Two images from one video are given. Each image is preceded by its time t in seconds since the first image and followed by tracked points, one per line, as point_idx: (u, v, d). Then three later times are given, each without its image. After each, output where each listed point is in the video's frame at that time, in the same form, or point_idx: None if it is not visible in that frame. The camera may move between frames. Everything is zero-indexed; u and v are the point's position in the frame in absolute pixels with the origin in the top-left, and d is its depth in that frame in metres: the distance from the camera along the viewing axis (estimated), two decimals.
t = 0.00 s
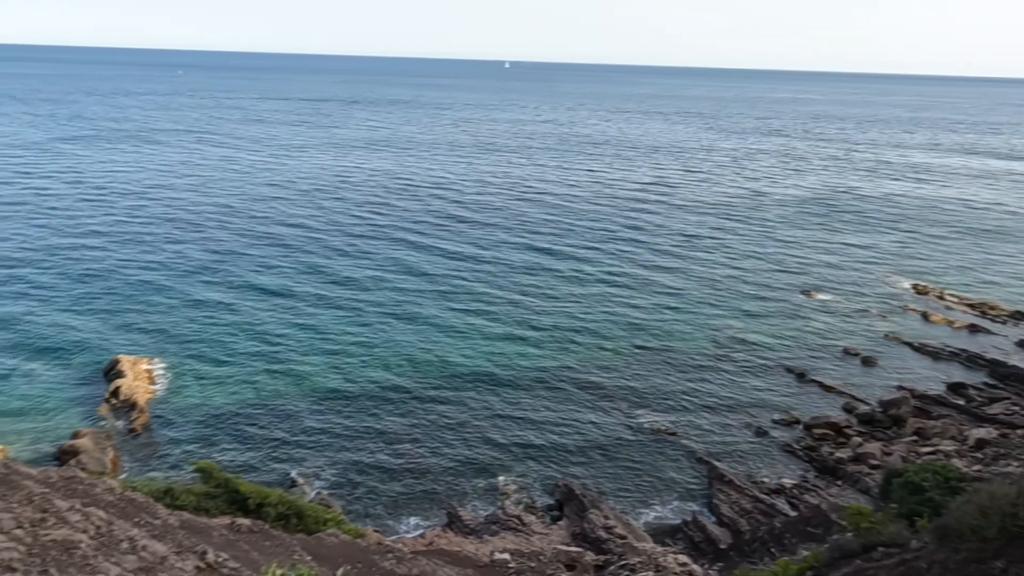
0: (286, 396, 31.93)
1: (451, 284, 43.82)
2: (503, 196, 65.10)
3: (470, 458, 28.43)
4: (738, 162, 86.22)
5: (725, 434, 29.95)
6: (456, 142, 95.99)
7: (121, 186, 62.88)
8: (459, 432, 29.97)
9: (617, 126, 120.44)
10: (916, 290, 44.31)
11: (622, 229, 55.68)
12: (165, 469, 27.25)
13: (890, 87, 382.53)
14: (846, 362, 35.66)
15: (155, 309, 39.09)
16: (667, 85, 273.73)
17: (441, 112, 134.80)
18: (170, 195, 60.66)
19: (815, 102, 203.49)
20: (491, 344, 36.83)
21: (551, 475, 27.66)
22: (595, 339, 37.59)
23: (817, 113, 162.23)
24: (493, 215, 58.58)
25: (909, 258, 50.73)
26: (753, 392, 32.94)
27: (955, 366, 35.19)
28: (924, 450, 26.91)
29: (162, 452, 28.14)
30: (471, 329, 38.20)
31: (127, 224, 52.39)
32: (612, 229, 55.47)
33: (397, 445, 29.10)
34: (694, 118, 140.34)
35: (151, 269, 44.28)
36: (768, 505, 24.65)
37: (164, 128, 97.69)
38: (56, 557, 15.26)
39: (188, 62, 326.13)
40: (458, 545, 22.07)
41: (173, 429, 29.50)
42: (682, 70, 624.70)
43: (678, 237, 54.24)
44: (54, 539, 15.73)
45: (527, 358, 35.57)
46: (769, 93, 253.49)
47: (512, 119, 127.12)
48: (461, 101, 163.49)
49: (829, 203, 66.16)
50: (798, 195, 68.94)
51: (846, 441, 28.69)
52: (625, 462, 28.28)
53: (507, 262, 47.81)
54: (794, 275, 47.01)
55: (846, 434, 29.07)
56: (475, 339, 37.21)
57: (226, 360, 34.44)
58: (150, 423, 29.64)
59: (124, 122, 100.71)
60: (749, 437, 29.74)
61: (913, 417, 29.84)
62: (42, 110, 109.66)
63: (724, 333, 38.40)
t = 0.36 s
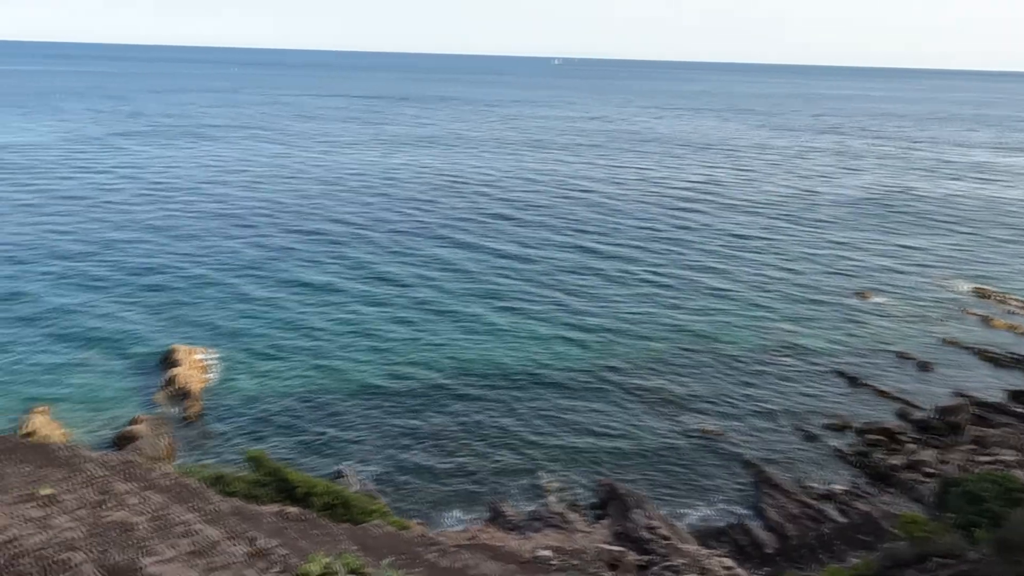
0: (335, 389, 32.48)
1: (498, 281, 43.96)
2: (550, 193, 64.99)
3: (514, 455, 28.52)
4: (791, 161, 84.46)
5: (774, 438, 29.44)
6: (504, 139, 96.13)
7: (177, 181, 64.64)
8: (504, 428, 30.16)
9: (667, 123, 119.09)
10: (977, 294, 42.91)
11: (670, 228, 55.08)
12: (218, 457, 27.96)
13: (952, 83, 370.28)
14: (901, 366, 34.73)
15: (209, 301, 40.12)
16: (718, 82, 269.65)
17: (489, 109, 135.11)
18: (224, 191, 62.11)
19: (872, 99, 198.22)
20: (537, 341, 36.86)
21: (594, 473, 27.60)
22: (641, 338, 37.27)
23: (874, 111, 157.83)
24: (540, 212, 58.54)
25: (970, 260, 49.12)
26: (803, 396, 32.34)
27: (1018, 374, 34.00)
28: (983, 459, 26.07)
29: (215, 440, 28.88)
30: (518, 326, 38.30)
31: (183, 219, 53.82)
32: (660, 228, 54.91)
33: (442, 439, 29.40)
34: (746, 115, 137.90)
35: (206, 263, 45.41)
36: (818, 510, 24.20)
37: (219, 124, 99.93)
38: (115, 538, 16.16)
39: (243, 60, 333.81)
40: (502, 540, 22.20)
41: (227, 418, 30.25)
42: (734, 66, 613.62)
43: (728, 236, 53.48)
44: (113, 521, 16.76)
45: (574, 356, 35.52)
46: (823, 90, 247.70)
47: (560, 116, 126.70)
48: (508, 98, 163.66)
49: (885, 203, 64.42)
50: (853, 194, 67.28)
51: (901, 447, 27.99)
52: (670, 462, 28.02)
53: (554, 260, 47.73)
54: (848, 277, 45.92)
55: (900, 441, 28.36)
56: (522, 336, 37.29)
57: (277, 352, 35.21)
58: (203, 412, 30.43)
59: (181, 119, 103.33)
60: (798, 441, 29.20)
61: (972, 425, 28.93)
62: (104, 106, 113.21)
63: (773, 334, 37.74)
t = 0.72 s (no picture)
0: (381, 382, 32.91)
1: (543, 279, 43.96)
2: (597, 192, 64.73)
3: (558, 453, 28.53)
4: (845, 160, 82.56)
5: (824, 443, 28.85)
6: (551, 137, 96.03)
7: (230, 177, 66.14)
8: (549, 426, 30.19)
9: (716, 121, 117.45)
10: None
11: (719, 228, 54.33)
12: (267, 446, 28.60)
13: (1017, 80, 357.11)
14: (958, 373, 33.75)
15: (259, 296, 41.02)
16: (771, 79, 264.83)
17: (537, 107, 135.11)
18: (275, 187, 63.37)
19: (932, 96, 192.31)
20: (582, 339, 36.77)
21: (638, 474, 27.44)
22: (688, 338, 36.88)
23: (934, 109, 153.20)
24: (587, 211, 58.34)
25: None
26: (854, 401, 31.63)
27: None
28: None
29: (264, 430, 29.52)
30: (563, 324, 38.30)
31: (234, 215, 55.01)
32: (708, 228, 54.21)
33: (487, 435, 29.55)
34: (799, 113, 135.19)
35: (257, 258, 46.45)
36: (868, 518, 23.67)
37: (271, 121, 101.93)
38: (172, 522, 16.11)
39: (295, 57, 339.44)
40: (544, 538, 22.26)
41: (277, 408, 30.94)
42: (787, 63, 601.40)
43: (779, 237, 52.53)
44: (170, 505, 16.73)
45: (619, 355, 35.33)
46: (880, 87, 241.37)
47: (607, 114, 126.02)
48: (556, 95, 163.39)
49: (945, 204, 62.54)
50: (910, 195, 65.48)
51: (956, 457, 27.23)
52: (716, 465, 27.69)
53: (600, 259, 47.53)
54: (904, 280, 44.71)
55: (956, 450, 27.60)
56: (567, 334, 37.24)
57: (325, 345, 35.82)
58: (253, 403, 31.13)
59: (234, 116, 105.71)
60: (849, 447, 28.57)
61: None
62: (162, 104, 116.22)
63: (824, 337, 36.97)
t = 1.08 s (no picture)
0: (410, 380, 33.12)
1: (572, 280, 43.87)
2: (627, 192, 64.42)
3: (586, 453, 28.46)
4: (882, 161, 81.20)
5: (858, 448, 28.42)
6: (581, 137, 95.77)
7: (263, 176, 66.98)
8: (577, 427, 30.13)
9: (749, 121, 116.16)
10: None
11: (751, 230, 53.76)
12: (298, 442, 28.93)
13: None
14: (998, 380, 33.05)
15: (291, 294, 41.51)
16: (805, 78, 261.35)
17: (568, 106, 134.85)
18: (306, 186, 64.04)
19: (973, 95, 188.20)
20: (612, 340, 36.66)
21: (666, 476, 27.29)
22: (719, 340, 36.57)
23: (974, 108, 149.95)
24: (617, 211, 58.12)
25: None
26: (889, 406, 31.10)
27: None
28: None
29: (295, 426, 29.86)
30: (593, 325, 38.16)
31: (267, 214, 55.67)
32: (740, 230, 53.66)
33: (515, 435, 29.56)
34: (834, 112, 133.21)
35: (289, 257, 46.99)
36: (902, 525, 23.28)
37: (304, 120, 102.95)
38: (205, 513, 16.39)
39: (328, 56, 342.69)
40: (571, 538, 22.22)
41: (307, 405, 31.27)
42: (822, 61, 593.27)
43: (813, 239, 51.84)
44: (204, 497, 17.00)
45: (649, 356, 35.17)
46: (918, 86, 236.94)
47: (639, 113, 125.33)
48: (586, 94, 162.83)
49: (985, 206, 61.22)
50: (949, 197, 64.22)
51: (995, 465, 26.67)
52: (746, 468, 27.43)
53: (630, 261, 47.34)
54: (942, 284, 43.85)
55: (995, 457, 27.02)
56: (596, 335, 37.15)
57: (355, 343, 36.12)
58: (284, 398, 31.52)
59: (267, 115, 106.94)
60: (883, 452, 28.10)
61: None
62: (197, 103, 117.95)
63: (858, 341, 36.43)
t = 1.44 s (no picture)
0: (451, 380, 33.33)
1: (615, 284, 43.66)
2: (671, 195, 63.84)
3: (627, 457, 28.30)
4: (936, 164, 79.02)
5: (908, 459, 27.71)
6: (625, 138, 95.20)
7: (310, 176, 68.07)
8: (619, 431, 29.97)
9: (798, 122, 114.13)
10: None
11: (799, 234, 52.78)
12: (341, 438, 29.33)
13: None
14: None
15: (336, 293, 42.12)
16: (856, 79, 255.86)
17: (612, 107, 134.21)
18: (352, 186, 64.89)
19: None
20: (655, 344, 36.40)
21: (708, 482, 26.99)
22: (765, 346, 36.03)
23: None
24: (661, 214, 57.64)
25: None
26: (942, 417, 30.25)
27: None
28: None
29: (339, 422, 30.29)
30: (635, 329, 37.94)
31: (313, 214, 56.56)
32: (787, 234, 52.74)
33: (556, 437, 29.54)
34: (886, 114, 130.12)
35: (335, 256, 47.68)
36: (953, 540, 22.64)
37: (350, 120, 104.28)
38: (251, 505, 16.95)
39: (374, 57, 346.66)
40: (610, 541, 22.06)
41: (350, 402, 31.69)
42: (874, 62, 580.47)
43: (864, 244, 50.66)
44: (251, 490, 17.60)
45: (692, 361, 34.79)
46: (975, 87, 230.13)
47: (684, 114, 124.17)
48: (631, 95, 161.80)
49: None
50: (1008, 202, 62.21)
51: None
52: (790, 477, 26.95)
53: (673, 264, 46.90)
54: (1000, 292, 42.50)
55: None
56: (639, 339, 36.93)
57: (398, 342, 36.50)
58: (329, 394, 32.02)
59: (314, 116, 108.67)
60: (935, 464, 27.36)
61: None
62: (247, 104, 120.36)
63: (911, 349, 35.54)
